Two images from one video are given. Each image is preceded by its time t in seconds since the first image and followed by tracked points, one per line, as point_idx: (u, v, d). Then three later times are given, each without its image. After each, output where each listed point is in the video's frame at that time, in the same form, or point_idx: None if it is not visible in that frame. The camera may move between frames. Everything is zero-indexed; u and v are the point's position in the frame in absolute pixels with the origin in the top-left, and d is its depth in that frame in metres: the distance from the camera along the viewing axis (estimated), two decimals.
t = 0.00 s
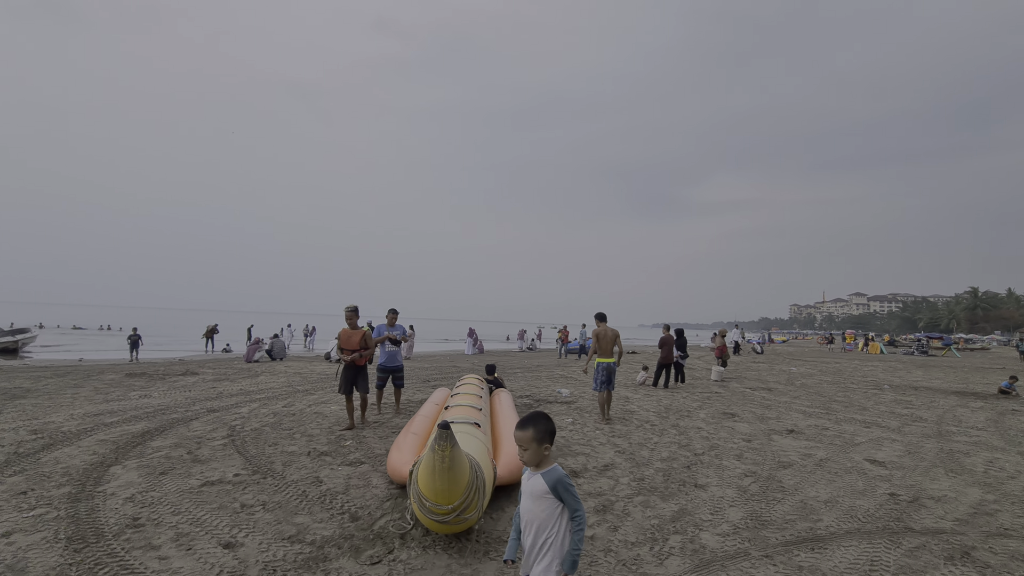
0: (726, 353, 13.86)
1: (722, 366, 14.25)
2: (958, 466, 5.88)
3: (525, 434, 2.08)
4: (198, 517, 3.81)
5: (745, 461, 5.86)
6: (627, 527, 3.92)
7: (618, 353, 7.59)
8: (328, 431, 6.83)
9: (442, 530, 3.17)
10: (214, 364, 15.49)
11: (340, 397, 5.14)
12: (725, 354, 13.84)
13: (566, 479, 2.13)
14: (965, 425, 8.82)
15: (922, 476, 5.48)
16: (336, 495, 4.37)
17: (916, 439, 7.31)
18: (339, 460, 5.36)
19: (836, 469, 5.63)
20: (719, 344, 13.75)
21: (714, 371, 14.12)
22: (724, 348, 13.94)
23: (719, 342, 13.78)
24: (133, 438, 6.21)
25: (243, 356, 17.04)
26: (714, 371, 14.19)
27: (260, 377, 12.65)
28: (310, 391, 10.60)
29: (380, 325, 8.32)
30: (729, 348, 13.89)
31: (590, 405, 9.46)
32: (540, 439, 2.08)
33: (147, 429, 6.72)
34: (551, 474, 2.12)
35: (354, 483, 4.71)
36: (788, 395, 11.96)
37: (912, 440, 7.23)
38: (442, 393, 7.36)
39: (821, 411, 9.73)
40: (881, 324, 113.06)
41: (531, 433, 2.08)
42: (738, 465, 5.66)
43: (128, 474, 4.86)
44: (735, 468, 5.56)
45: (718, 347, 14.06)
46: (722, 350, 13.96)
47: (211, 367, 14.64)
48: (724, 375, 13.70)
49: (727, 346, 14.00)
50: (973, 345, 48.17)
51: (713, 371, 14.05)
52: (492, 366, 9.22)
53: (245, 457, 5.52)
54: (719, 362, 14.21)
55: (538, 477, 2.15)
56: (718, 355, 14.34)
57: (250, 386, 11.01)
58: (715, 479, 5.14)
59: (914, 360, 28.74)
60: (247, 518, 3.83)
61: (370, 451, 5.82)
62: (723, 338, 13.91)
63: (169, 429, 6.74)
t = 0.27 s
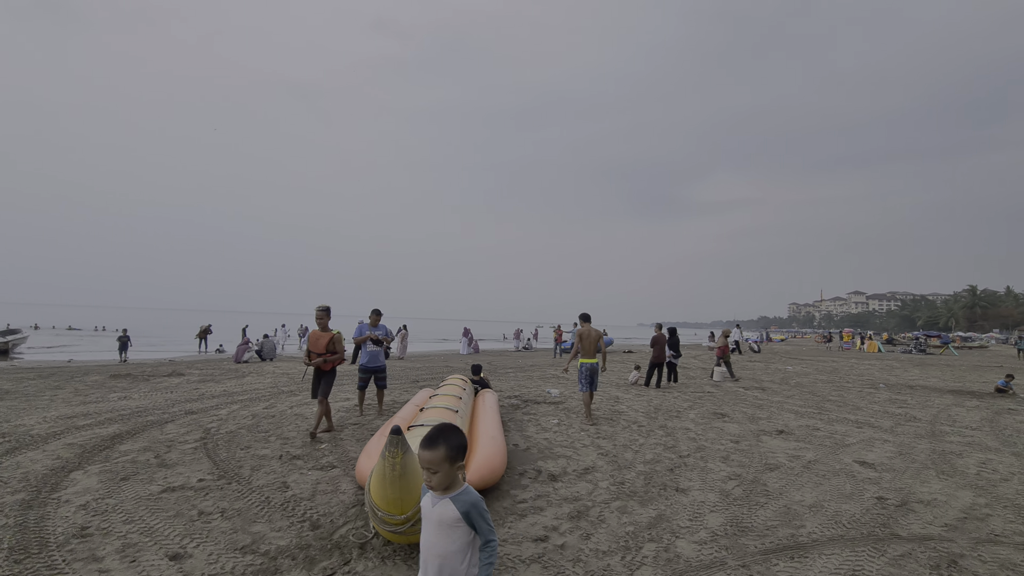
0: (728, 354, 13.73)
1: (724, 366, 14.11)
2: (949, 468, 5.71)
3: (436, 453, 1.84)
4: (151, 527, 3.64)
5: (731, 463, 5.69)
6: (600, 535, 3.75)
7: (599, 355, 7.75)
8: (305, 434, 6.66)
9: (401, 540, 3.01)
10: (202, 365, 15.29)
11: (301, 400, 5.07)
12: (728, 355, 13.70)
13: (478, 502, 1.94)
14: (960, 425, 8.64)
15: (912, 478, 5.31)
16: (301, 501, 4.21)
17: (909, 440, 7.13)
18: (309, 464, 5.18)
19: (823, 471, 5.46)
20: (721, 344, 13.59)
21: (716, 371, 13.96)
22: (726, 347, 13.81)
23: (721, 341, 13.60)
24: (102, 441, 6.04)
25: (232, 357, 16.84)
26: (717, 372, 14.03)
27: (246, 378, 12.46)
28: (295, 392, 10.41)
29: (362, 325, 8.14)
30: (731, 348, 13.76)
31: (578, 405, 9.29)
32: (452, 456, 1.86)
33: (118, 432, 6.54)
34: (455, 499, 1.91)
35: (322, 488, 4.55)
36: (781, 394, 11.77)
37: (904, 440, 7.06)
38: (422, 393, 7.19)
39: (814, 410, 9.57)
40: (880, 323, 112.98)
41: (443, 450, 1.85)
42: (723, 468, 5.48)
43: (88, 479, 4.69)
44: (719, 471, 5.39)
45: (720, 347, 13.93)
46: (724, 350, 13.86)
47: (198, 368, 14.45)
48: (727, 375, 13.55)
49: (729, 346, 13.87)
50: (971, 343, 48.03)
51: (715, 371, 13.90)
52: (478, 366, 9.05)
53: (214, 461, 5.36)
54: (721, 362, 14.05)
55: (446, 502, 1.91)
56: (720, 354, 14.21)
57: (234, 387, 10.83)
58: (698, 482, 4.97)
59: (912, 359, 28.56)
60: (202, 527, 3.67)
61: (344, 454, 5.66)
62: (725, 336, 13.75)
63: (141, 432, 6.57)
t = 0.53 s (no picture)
0: (725, 353, 13.63)
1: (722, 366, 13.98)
2: (931, 472, 5.60)
3: (276, 500, 1.55)
4: (87, 544, 3.42)
5: (710, 468, 5.54)
6: (566, 548, 3.58)
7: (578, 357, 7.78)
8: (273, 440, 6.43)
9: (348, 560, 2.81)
10: (180, 367, 14.97)
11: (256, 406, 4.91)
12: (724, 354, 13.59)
13: (325, 558, 1.66)
14: (944, 425, 8.57)
15: (893, 483, 5.18)
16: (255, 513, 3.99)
17: (891, 442, 7.03)
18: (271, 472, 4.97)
19: (803, 476, 5.33)
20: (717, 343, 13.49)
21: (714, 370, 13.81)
22: (722, 347, 13.72)
23: (717, 341, 13.51)
24: (57, 449, 5.79)
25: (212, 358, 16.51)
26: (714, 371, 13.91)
27: (224, 380, 12.18)
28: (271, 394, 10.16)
29: (336, 326, 7.89)
30: (727, 348, 13.68)
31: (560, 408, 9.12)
32: (298, 503, 1.59)
33: (76, 438, 6.29)
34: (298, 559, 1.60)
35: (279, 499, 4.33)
36: (767, 395, 11.67)
37: (887, 443, 6.95)
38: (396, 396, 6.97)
39: (798, 411, 9.46)
40: (868, 321, 114.00)
41: (285, 497, 1.57)
42: (701, 473, 5.33)
43: (32, 491, 4.45)
44: (697, 477, 5.23)
45: (717, 346, 13.83)
46: (720, 349, 13.77)
47: (176, 370, 14.12)
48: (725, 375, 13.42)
49: (726, 346, 13.77)
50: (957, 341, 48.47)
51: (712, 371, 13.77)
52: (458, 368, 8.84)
53: (171, 469, 5.13)
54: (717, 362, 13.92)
55: (286, 563, 1.59)
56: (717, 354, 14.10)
57: (209, 389, 10.56)
58: (673, 489, 4.82)
59: (899, 358, 28.68)
60: (143, 544, 3.45)
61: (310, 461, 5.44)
62: (721, 336, 13.65)
63: (101, 438, 6.31)
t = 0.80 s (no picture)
0: (706, 352, 13.61)
1: (704, 366, 13.95)
2: (894, 471, 5.57)
3: None
4: None
5: (675, 472, 5.41)
6: (519, 562, 3.38)
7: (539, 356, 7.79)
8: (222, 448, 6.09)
9: None
10: (137, 370, 14.32)
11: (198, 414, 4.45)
12: (706, 353, 13.56)
13: None
14: (908, 423, 8.64)
15: (857, 484, 5.13)
16: (187, 531, 3.70)
17: (857, 441, 7.03)
18: (213, 484, 4.66)
19: (768, 478, 5.24)
20: (697, 342, 13.49)
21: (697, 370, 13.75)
22: (703, 347, 13.70)
23: (696, 340, 13.54)
24: None
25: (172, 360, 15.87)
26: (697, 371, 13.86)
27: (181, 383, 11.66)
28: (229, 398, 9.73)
29: (294, 326, 7.53)
30: (708, 348, 13.68)
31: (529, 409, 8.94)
32: None
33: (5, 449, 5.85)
34: None
35: (217, 513, 4.04)
36: (737, 394, 11.67)
37: (852, 442, 6.95)
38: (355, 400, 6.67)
39: (767, 411, 9.46)
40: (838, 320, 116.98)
41: None
42: (665, 477, 5.20)
43: None
44: (661, 481, 5.09)
45: (698, 346, 13.83)
46: (701, 349, 13.74)
47: (132, 373, 13.50)
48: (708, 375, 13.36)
49: (706, 346, 13.78)
50: (921, 339, 49.97)
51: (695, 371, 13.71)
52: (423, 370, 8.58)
53: (104, 483, 4.77)
54: (698, 362, 13.88)
55: None
56: (699, 355, 14.08)
57: (163, 394, 10.07)
58: (636, 495, 4.67)
59: (866, 355, 29.35)
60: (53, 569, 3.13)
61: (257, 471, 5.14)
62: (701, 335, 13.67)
63: (33, 449, 5.89)
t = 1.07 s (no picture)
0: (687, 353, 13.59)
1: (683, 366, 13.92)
2: (857, 472, 5.56)
3: None
4: None
5: (640, 477, 5.29)
6: None
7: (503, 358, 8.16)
8: (165, 460, 5.71)
9: None
10: (87, 374, 13.57)
11: (130, 435, 4.11)
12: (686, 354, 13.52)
13: None
14: (871, 421, 8.75)
15: (821, 486, 5.09)
16: (109, 556, 3.38)
17: (822, 441, 7.03)
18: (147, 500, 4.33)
19: (733, 482, 5.16)
20: (678, 343, 13.45)
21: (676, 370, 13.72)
22: (684, 347, 13.68)
23: (677, 340, 13.51)
24: None
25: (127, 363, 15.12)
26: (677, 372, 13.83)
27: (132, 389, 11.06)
28: (182, 404, 9.25)
29: (248, 329, 7.12)
30: (688, 348, 13.67)
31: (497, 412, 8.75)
32: None
33: None
34: None
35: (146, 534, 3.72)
36: (707, 393, 11.69)
37: (818, 442, 6.96)
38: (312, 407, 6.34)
39: (735, 410, 9.47)
40: (807, 319, 120.22)
41: None
42: (630, 483, 5.07)
43: None
44: (625, 487, 4.96)
45: (678, 346, 13.81)
46: (682, 350, 13.71)
47: (81, 378, 12.79)
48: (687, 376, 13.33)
49: (687, 346, 13.75)
50: (885, 337, 51.60)
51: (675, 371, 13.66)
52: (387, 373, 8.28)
53: (25, 501, 4.38)
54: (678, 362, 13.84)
55: None
56: (679, 356, 14.05)
57: (111, 401, 9.51)
58: (599, 503, 4.52)
59: (832, 353, 30.08)
60: None
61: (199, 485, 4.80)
62: (682, 335, 13.64)
63: None
